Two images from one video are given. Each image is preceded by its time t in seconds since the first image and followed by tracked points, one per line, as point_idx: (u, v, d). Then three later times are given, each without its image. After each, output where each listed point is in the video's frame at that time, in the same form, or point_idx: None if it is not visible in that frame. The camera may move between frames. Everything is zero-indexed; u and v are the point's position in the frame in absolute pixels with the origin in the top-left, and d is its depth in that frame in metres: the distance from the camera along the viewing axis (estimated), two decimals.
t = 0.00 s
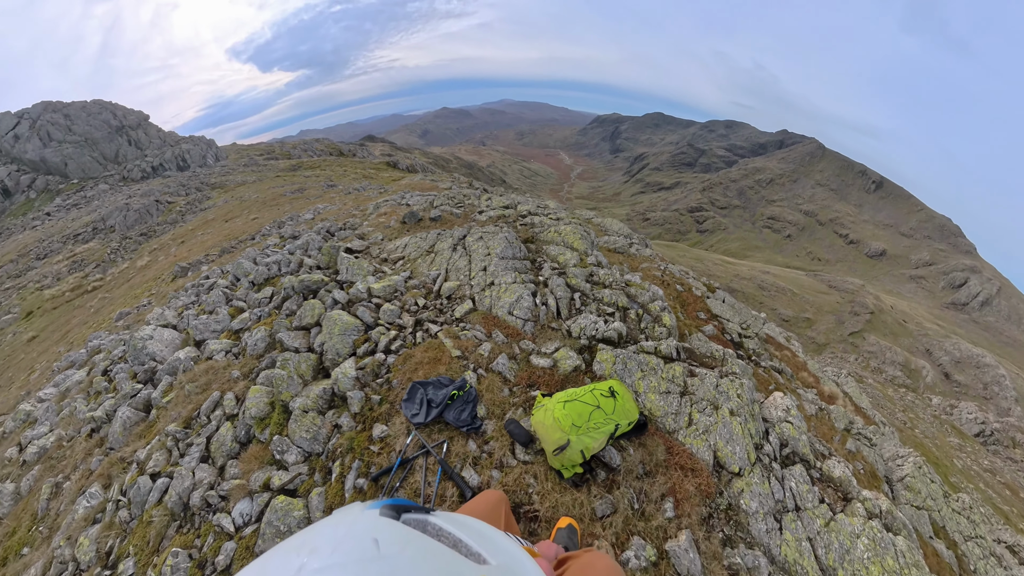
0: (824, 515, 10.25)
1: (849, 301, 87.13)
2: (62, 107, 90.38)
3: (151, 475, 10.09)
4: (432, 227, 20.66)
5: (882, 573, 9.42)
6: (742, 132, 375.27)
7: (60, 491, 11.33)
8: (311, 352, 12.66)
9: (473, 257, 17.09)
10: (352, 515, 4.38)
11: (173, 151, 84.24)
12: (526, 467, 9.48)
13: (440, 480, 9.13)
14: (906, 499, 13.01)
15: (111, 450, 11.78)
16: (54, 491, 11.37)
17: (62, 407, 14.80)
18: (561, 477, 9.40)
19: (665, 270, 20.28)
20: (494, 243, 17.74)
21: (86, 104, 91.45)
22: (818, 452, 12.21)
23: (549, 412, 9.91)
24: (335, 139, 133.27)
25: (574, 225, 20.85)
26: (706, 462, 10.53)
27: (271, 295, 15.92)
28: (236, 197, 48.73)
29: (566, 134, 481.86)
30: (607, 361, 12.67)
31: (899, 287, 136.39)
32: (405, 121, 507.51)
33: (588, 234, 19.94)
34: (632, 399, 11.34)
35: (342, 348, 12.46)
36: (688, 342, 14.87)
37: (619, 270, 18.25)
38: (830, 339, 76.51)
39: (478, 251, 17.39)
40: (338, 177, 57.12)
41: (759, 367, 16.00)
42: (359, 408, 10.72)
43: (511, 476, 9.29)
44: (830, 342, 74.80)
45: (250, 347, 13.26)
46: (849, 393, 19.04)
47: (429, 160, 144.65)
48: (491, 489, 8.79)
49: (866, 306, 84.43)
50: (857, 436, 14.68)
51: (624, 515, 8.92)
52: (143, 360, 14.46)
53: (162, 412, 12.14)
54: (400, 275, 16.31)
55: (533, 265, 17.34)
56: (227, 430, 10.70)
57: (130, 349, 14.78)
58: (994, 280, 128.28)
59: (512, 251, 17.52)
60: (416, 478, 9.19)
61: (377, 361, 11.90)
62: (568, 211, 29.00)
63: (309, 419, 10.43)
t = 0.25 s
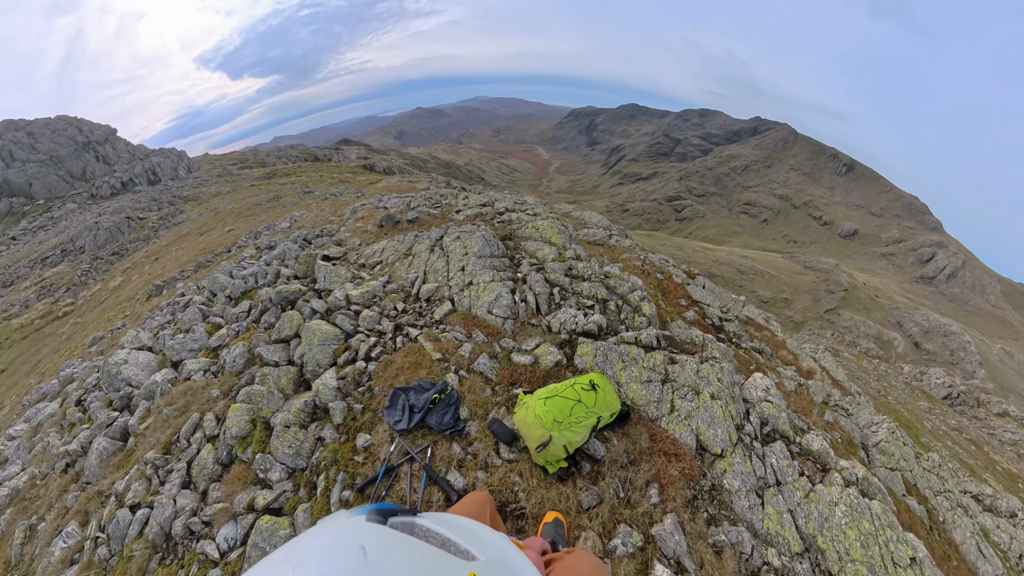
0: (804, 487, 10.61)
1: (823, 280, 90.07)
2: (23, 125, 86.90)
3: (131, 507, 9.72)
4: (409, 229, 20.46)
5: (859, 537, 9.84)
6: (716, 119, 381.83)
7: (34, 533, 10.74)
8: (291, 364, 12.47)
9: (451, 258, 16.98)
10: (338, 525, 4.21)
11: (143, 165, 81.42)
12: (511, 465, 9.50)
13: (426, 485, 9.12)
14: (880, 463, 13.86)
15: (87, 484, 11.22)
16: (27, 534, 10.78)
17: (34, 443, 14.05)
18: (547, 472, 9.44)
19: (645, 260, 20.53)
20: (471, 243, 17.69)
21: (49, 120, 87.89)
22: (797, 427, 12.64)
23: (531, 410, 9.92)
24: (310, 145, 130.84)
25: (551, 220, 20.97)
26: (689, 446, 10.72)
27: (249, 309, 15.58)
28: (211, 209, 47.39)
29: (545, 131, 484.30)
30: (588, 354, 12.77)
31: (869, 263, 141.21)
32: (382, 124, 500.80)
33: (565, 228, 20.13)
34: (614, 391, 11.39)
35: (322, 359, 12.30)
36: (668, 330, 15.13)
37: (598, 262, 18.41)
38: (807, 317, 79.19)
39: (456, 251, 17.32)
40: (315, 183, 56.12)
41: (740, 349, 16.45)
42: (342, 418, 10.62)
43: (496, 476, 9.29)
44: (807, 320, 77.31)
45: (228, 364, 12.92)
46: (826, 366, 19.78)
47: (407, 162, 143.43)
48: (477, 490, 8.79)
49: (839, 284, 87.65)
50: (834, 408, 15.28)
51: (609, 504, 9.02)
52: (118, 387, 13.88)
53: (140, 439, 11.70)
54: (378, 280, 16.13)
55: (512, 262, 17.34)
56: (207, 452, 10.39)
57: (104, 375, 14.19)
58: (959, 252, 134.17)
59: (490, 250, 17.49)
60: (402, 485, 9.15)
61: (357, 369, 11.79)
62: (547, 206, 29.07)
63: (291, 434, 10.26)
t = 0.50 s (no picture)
0: (786, 457, 11.05)
1: (800, 261, 92.61)
2: None
3: (113, 541, 9.36)
4: (388, 231, 20.25)
5: (838, 500, 10.34)
6: (690, 108, 387.40)
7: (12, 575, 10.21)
8: (274, 377, 12.22)
9: (432, 257, 16.88)
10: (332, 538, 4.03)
11: (112, 182, 78.54)
12: (502, 460, 9.50)
13: (418, 488, 9.08)
14: (857, 429, 14.55)
15: (65, 521, 10.68)
16: None
17: (8, 481, 13.37)
18: (538, 464, 9.51)
19: (625, 249, 20.81)
20: (451, 241, 17.59)
21: (10, 140, 84.14)
22: (779, 401, 13.11)
23: (518, 404, 9.92)
24: (285, 153, 128.12)
25: (530, 215, 21.09)
26: (675, 428, 11.00)
27: (229, 323, 15.16)
28: (185, 223, 45.99)
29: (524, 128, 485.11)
30: (573, 345, 12.88)
31: (842, 243, 145.85)
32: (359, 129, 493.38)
33: (544, 222, 20.25)
34: (599, 378, 11.58)
35: (306, 368, 12.09)
36: (651, 316, 15.41)
37: (579, 254, 18.58)
38: (786, 297, 81.38)
39: (436, 251, 17.19)
40: (291, 190, 55.04)
41: (722, 331, 16.87)
42: (330, 427, 10.46)
43: (487, 471, 9.28)
44: (785, 300, 79.60)
45: (209, 382, 12.54)
46: (804, 343, 20.52)
47: (385, 164, 141.89)
48: (469, 488, 8.79)
49: (815, 264, 90.27)
50: (813, 381, 15.94)
51: (601, 488, 9.19)
52: (95, 416, 13.27)
53: (121, 468, 11.24)
54: (359, 284, 15.93)
55: (493, 258, 17.34)
56: (192, 475, 10.04)
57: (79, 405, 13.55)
58: (926, 228, 139.78)
59: (470, 247, 17.44)
60: (394, 489, 9.09)
61: (342, 377, 11.65)
62: (527, 201, 29.17)
63: (278, 448, 10.04)
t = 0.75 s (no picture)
0: (768, 429, 11.49)
1: (776, 243, 94.94)
2: None
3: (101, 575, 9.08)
4: (368, 234, 20.00)
5: (817, 465, 10.71)
6: (663, 96, 392.97)
7: None
8: (261, 390, 12.01)
9: (413, 258, 16.77)
10: (322, 533, 3.87)
11: (81, 201, 75.76)
12: (493, 453, 9.60)
13: (412, 487, 9.02)
14: (835, 399, 15.20)
15: (47, 561, 10.22)
16: None
17: None
18: (529, 453, 9.58)
19: (607, 240, 21.03)
20: (431, 241, 17.51)
21: None
22: (759, 377, 13.68)
23: (506, 396, 9.79)
24: (260, 162, 125.30)
25: (510, 210, 21.17)
26: (660, 408, 11.36)
27: (210, 339, 14.78)
28: (159, 239, 44.64)
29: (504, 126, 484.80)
30: (558, 335, 12.96)
31: (815, 224, 149.82)
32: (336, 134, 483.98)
33: (524, 217, 20.36)
34: (585, 366, 11.66)
35: (293, 378, 11.90)
36: (633, 304, 15.69)
37: (560, 247, 18.75)
38: (764, 279, 83.31)
39: (417, 251, 17.09)
40: (267, 199, 53.89)
41: (704, 314, 17.22)
42: (320, 435, 10.31)
43: (480, 465, 9.36)
44: (764, 282, 81.44)
45: (193, 402, 12.20)
46: (783, 321, 21.15)
47: (362, 167, 140.00)
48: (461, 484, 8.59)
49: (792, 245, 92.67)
50: (792, 356, 16.47)
51: (592, 471, 9.42)
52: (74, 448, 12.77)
53: (104, 500, 10.82)
54: (342, 290, 15.74)
55: (474, 255, 17.32)
56: (180, 499, 9.75)
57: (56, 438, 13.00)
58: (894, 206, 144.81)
59: (451, 246, 17.40)
60: (388, 492, 8.99)
61: (330, 384, 11.52)
62: (507, 198, 29.22)
63: (268, 461, 9.86)
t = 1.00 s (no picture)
0: (747, 402, 12.18)
1: (754, 227, 96.85)
2: None
3: None
4: (348, 239, 19.79)
5: (793, 432, 11.61)
6: (638, 87, 396.18)
7: None
8: (248, 402, 11.76)
9: (393, 258, 16.68)
10: (330, 488, 3.99)
11: (50, 223, 72.98)
12: (480, 443, 9.77)
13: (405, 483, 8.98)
14: (812, 370, 15.83)
15: None
16: None
17: None
18: (515, 441, 9.87)
19: (586, 232, 21.24)
20: (411, 241, 17.42)
21: None
22: (736, 354, 14.32)
23: (489, 387, 10.05)
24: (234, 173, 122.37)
25: (488, 206, 21.26)
26: (641, 390, 11.71)
27: (193, 356, 14.48)
28: (134, 257, 43.40)
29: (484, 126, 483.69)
30: (538, 326, 13.01)
31: (791, 206, 153.28)
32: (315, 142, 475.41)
33: (502, 213, 20.47)
34: (565, 353, 11.94)
35: (281, 387, 11.72)
36: (613, 292, 15.94)
37: (539, 241, 18.91)
38: (743, 261, 84.84)
39: (397, 252, 16.99)
40: (244, 209, 52.75)
41: (684, 299, 17.56)
42: (312, 441, 10.22)
43: (468, 455, 9.52)
44: (743, 265, 83.09)
45: (178, 421, 11.81)
46: (760, 300, 21.74)
47: (340, 172, 137.97)
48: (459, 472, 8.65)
49: (769, 228, 94.73)
50: (770, 333, 16.99)
51: (577, 453, 9.77)
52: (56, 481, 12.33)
53: (89, 532, 10.41)
54: (324, 295, 15.54)
55: (454, 253, 17.31)
56: (169, 523, 9.45)
57: (35, 473, 12.50)
58: (865, 186, 149.21)
59: (430, 245, 17.37)
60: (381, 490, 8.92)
61: (319, 389, 11.37)
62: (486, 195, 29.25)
63: (258, 474, 9.71)
